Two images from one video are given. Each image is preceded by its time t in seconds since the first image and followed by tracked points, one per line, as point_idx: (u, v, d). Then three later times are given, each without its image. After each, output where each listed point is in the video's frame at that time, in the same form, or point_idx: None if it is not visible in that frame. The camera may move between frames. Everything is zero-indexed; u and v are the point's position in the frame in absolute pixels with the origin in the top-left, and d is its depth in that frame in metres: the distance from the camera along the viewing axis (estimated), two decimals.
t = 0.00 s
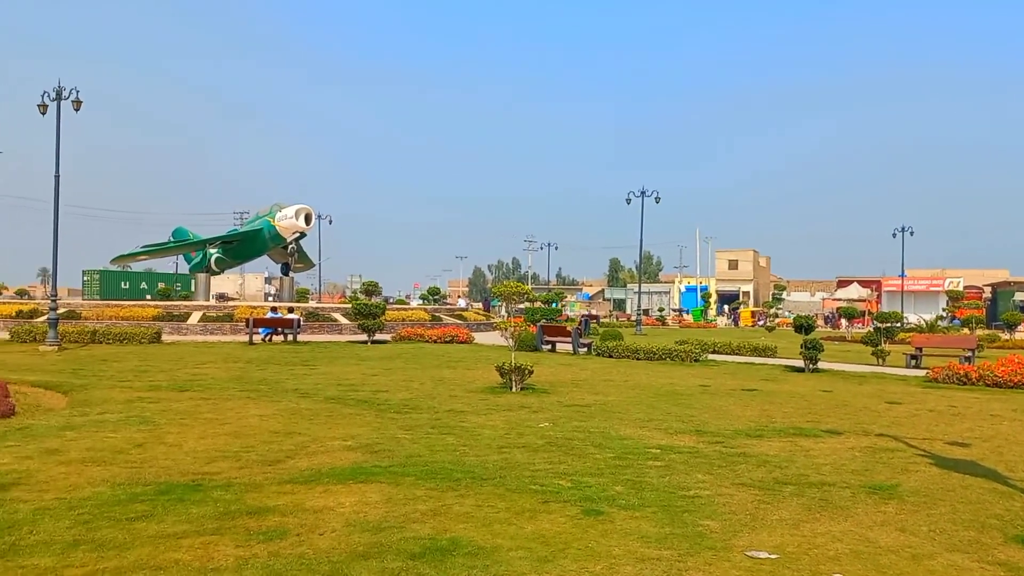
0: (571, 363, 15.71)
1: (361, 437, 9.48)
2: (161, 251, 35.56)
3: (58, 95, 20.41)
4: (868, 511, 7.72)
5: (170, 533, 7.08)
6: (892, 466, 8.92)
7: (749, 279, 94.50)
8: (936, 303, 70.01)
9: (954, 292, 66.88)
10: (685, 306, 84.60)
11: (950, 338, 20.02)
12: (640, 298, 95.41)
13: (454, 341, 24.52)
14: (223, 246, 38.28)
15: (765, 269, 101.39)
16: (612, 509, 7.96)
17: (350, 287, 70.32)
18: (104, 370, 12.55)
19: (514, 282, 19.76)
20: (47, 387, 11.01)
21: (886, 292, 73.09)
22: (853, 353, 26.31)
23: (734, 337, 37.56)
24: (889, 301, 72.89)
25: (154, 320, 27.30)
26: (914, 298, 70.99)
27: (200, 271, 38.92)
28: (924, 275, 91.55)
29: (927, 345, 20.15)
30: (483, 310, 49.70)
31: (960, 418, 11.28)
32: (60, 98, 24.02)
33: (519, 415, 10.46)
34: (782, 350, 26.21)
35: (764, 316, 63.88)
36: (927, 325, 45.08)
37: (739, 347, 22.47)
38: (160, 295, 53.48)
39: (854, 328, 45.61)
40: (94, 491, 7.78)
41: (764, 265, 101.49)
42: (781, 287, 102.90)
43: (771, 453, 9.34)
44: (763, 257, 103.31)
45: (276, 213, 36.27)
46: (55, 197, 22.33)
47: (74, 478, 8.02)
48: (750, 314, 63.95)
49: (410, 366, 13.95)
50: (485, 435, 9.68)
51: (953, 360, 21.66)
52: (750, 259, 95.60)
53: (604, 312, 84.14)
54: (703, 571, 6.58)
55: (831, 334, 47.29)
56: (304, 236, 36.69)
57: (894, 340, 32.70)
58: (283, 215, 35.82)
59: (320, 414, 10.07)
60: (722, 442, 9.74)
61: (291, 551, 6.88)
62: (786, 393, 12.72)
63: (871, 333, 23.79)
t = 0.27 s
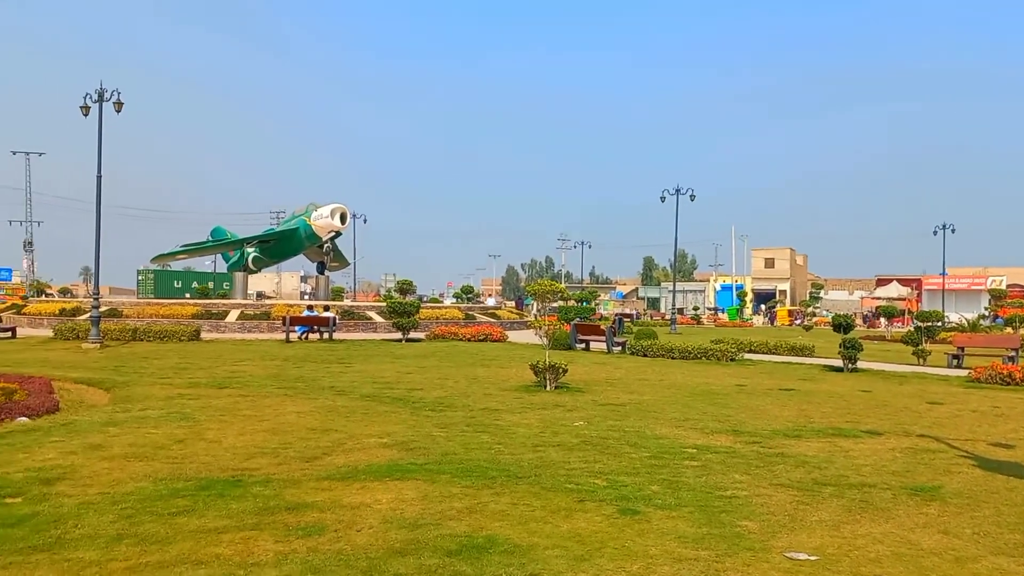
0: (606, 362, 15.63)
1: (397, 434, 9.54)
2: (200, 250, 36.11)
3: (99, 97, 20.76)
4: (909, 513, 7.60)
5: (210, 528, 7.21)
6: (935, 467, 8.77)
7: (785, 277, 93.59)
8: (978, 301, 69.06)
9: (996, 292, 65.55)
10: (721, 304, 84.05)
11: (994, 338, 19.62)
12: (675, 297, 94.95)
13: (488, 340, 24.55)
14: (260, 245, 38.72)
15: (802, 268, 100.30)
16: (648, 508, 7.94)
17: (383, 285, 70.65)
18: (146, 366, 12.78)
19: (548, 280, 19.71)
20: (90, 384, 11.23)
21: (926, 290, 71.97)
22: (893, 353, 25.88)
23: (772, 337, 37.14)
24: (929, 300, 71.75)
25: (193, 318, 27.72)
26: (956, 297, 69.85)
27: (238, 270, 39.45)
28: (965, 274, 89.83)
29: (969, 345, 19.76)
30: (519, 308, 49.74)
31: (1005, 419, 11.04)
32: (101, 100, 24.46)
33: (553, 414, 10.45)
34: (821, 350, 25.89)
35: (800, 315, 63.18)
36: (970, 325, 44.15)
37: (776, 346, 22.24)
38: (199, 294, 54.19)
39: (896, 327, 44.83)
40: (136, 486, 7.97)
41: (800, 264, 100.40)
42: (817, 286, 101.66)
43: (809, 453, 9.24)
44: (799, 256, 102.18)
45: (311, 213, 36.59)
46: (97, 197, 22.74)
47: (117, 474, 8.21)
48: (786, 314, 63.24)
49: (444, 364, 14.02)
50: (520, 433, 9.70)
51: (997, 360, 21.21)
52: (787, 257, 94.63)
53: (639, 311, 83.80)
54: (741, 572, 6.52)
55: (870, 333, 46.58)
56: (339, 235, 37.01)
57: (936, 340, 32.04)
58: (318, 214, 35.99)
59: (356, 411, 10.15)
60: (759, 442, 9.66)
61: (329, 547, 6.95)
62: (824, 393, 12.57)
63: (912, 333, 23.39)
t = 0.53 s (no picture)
0: (649, 360, 15.54)
1: (442, 431, 9.62)
2: (248, 247, 36.64)
3: (150, 97, 21.17)
4: (963, 515, 7.44)
5: (260, 520, 7.39)
6: (989, 469, 8.57)
7: (833, 275, 92.08)
8: None
9: None
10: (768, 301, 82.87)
11: None
12: (719, 295, 93.98)
13: (531, 337, 24.55)
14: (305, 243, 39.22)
15: (851, 265, 98.50)
16: (694, 507, 7.91)
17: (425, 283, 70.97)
18: (196, 362, 13.04)
19: (591, 278, 19.64)
20: (143, 378, 11.50)
21: (980, 288, 70.28)
22: (945, 352, 25.27)
23: (820, 335, 36.50)
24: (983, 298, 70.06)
25: (241, 315, 28.21)
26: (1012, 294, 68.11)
27: (286, 267, 39.99)
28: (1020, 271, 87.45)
29: None
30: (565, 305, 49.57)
31: None
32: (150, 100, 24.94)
33: (597, 411, 10.43)
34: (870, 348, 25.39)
35: (849, 313, 62.05)
36: None
37: (824, 345, 21.88)
38: (247, 291, 55.03)
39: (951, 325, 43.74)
40: (188, 479, 8.19)
41: (849, 261, 98.61)
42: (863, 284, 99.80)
43: (859, 454, 9.09)
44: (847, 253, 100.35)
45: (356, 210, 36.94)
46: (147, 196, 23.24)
47: (170, 466, 8.44)
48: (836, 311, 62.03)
49: (488, 361, 14.07)
50: (564, 431, 9.71)
51: None
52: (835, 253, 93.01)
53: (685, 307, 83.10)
54: (790, 572, 6.44)
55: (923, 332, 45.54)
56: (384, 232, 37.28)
57: (990, 338, 31.22)
58: (363, 212, 36.29)
59: (401, 407, 10.23)
60: (807, 442, 9.53)
61: (376, 541, 7.03)
62: (874, 392, 12.34)
63: (966, 331, 22.81)
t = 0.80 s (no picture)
0: (692, 357, 15.42)
1: (484, 426, 9.68)
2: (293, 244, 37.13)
3: (198, 96, 21.58)
4: (1017, 517, 7.26)
5: (307, 513, 7.55)
6: None
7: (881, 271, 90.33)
8: None
9: None
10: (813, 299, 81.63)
11: None
12: (762, 292, 92.73)
13: (572, 334, 24.51)
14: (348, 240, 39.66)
15: (899, 262, 96.47)
16: (738, 505, 7.85)
17: (466, 280, 71.19)
18: (243, 356, 13.27)
19: (632, 275, 19.55)
20: (192, 372, 11.74)
21: None
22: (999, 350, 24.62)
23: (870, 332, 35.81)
24: None
25: (286, 311, 28.63)
26: None
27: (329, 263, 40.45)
28: None
29: None
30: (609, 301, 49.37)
31: None
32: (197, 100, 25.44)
33: (640, 409, 10.40)
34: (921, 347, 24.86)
35: (897, 311, 60.80)
36: None
37: (872, 343, 21.49)
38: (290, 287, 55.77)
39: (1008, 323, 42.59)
40: (237, 471, 8.40)
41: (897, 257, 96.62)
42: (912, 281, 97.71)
43: (908, 453, 8.93)
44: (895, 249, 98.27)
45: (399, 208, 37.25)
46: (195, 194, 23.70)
47: (219, 459, 8.64)
48: (882, 309, 60.86)
49: (530, 357, 14.09)
50: (606, 428, 9.70)
51: None
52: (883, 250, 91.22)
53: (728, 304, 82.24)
54: (838, 572, 6.35)
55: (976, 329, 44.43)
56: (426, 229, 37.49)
57: None
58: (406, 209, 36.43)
59: (444, 403, 10.30)
60: (855, 441, 9.40)
61: (421, 535, 7.10)
62: (923, 391, 12.10)
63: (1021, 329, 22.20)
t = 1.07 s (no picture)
0: (727, 354, 15.31)
1: (518, 422, 9.71)
2: (328, 240, 37.45)
3: (235, 94, 21.85)
4: None
5: (343, 507, 7.67)
6: None
7: (921, 268, 88.87)
8: None
9: None
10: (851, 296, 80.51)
11: None
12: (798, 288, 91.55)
13: (605, 330, 24.44)
14: (383, 236, 39.95)
15: (939, 258, 94.77)
16: (775, 503, 7.79)
17: (499, 276, 71.28)
18: (279, 351, 13.42)
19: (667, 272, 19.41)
20: (230, 367, 11.90)
21: None
22: None
23: (913, 330, 35.17)
24: None
25: (321, 306, 28.91)
26: None
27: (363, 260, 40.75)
28: None
29: None
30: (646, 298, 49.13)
31: None
32: (233, 98, 25.77)
33: (674, 405, 10.35)
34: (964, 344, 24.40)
35: (937, 308, 59.75)
36: None
37: (912, 341, 21.12)
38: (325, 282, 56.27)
39: None
40: (274, 465, 8.56)
41: (937, 254, 94.91)
42: (952, 278, 95.89)
43: (949, 452, 8.79)
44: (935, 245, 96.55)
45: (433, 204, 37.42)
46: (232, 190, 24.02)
47: (257, 453, 8.79)
48: (923, 308, 59.72)
49: (563, 354, 14.07)
50: (640, 425, 9.68)
51: None
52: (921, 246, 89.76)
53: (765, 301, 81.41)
54: (877, 572, 6.27)
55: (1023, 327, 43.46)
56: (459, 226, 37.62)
57: None
58: (440, 205, 36.88)
59: (478, 398, 10.34)
60: (894, 439, 9.27)
61: (456, 530, 7.16)
62: (965, 389, 11.88)
63: None
